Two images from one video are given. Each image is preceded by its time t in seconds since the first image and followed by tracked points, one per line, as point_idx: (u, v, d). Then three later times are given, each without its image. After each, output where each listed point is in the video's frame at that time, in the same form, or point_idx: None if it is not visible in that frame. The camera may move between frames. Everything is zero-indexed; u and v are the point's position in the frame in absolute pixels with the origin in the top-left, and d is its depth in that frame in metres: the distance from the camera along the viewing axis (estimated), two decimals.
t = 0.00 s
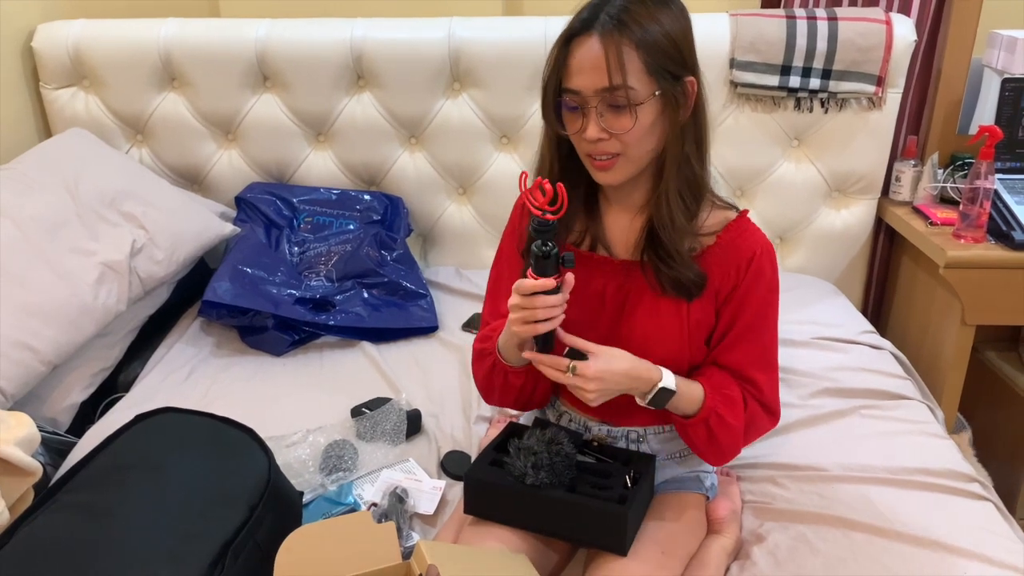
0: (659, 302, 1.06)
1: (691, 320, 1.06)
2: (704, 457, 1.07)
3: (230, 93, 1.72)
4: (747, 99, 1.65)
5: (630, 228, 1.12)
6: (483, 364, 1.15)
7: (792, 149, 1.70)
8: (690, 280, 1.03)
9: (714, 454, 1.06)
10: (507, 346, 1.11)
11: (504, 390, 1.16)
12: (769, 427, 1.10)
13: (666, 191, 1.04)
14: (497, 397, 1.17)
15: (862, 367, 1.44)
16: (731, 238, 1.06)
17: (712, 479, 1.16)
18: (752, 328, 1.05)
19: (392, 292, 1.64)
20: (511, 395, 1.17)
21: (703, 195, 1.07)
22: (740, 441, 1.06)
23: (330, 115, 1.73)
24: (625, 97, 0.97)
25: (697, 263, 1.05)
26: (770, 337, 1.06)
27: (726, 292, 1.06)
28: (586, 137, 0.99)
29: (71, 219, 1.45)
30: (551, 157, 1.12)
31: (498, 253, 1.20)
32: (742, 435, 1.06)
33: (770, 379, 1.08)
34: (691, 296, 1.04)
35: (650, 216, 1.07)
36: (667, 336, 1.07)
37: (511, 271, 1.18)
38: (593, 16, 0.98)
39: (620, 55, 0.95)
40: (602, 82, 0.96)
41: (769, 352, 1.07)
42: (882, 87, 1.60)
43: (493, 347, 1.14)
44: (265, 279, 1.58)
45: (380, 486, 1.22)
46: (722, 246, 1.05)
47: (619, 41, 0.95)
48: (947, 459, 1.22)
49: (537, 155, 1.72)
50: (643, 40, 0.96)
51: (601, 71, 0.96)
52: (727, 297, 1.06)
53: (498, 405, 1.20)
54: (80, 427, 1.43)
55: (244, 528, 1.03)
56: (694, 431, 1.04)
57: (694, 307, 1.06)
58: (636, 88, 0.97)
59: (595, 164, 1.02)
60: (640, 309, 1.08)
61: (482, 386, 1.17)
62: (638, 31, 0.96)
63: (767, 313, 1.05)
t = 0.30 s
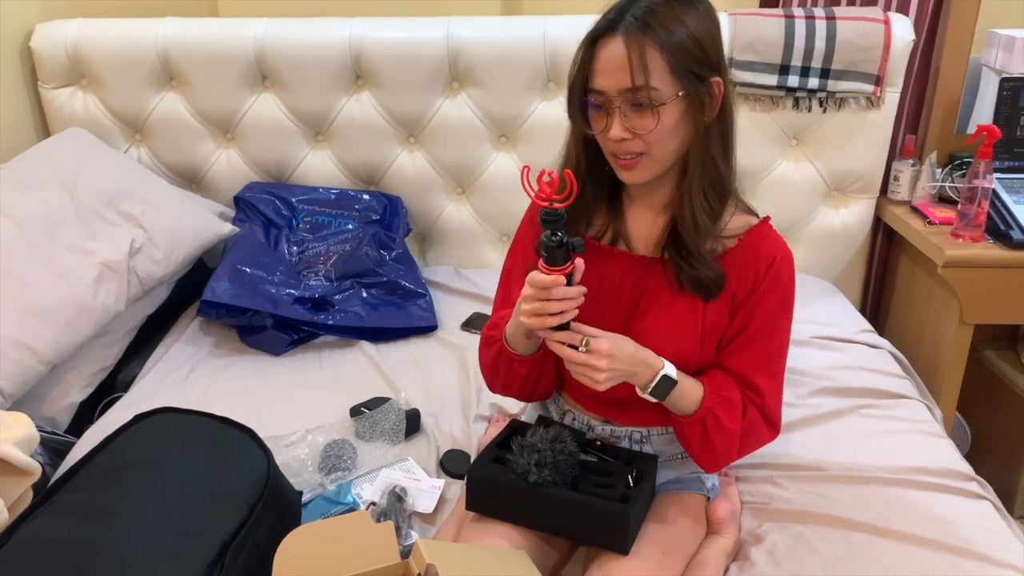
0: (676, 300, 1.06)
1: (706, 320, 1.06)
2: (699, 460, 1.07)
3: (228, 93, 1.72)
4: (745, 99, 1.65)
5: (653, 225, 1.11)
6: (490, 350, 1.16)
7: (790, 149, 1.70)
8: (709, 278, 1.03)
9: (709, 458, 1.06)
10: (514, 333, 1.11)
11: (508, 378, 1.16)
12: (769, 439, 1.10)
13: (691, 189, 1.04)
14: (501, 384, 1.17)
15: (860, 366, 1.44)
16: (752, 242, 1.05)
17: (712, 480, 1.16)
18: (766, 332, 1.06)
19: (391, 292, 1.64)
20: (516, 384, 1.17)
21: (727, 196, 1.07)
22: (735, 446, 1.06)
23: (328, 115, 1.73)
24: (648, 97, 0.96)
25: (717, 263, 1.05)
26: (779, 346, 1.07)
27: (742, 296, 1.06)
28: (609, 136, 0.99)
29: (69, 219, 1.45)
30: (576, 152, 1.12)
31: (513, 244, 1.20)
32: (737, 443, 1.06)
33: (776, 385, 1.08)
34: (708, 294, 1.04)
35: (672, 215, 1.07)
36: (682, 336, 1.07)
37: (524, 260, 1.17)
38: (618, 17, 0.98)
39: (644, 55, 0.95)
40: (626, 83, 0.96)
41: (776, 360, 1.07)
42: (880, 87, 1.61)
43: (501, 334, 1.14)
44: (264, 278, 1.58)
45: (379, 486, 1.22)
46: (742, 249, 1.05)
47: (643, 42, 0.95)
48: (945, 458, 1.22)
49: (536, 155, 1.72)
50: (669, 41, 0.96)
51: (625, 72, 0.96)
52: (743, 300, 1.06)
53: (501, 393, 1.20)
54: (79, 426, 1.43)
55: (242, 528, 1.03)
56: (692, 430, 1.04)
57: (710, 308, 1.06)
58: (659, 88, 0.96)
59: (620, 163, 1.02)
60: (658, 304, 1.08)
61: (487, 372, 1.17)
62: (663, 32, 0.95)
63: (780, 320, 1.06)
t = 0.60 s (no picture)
0: (684, 304, 1.06)
1: (714, 324, 1.06)
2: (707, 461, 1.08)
3: (226, 92, 1.71)
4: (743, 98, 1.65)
5: (661, 228, 1.11)
6: (499, 342, 1.15)
7: (789, 148, 1.70)
8: (720, 282, 1.03)
9: (716, 458, 1.07)
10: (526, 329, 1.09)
11: (516, 371, 1.15)
12: (772, 441, 1.11)
13: (708, 188, 1.03)
14: (507, 379, 1.16)
15: (858, 366, 1.44)
16: (761, 247, 1.06)
17: (712, 480, 1.16)
18: (774, 338, 1.06)
19: (389, 291, 1.64)
20: (521, 379, 1.15)
21: (738, 200, 1.07)
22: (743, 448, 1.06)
23: (326, 114, 1.73)
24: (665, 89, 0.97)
25: (728, 267, 1.05)
26: (786, 351, 1.07)
27: (751, 301, 1.06)
28: (621, 126, 0.99)
29: (67, 218, 1.45)
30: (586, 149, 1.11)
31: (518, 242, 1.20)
32: (744, 443, 1.06)
33: (781, 389, 1.08)
34: (718, 298, 1.04)
35: (685, 216, 1.07)
36: (689, 340, 1.07)
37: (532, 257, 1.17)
38: (640, 9, 0.98)
39: (663, 46, 0.95)
40: (643, 72, 0.97)
41: (784, 365, 1.08)
42: (878, 86, 1.61)
43: (512, 329, 1.13)
44: (262, 278, 1.58)
45: (377, 485, 1.22)
46: (752, 253, 1.05)
47: (662, 34, 0.96)
48: (943, 458, 1.22)
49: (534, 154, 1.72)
50: (688, 35, 0.96)
51: (642, 62, 0.96)
52: (751, 305, 1.06)
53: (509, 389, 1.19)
54: (76, 426, 1.43)
55: (240, 528, 1.02)
56: (699, 431, 1.04)
57: (718, 313, 1.05)
58: (676, 81, 0.97)
59: (632, 160, 1.02)
60: (666, 308, 1.07)
61: (494, 365, 1.16)
62: (684, 26, 0.96)
63: (788, 326, 1.06)
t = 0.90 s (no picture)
0: (682, 304, 1.06)
1: (712, 324, 1.06)
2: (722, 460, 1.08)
3: (226, 91, 1.71)
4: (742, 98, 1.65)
5: (660, 227, 1.10)
6: (481, 319, 1.15)
7: (788, 147, 1.70)
8: (719, 281, 1.03)
9: (733, 456, 1.07)
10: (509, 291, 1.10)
11: (494, 350, 1.13)
12: (782, 429, 1.10)
13: (708, 184, 1.03)
14: (487, 357, 1.14)
15: (857, 365, 1.44)
16: (758, 247, 1.06)
17: (711, 479, 1.16)
18: (776, 337, 1.06)
19: (388, 291, 1.64)
20: (501, 357, 1.13)
21: (737, 199, 1.07)
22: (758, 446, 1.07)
23: (325, 114, 1.73)
24: (670, 84, 0.96)
25: (728, 267, 1.05)
26: (789, 349, 1.07)
27: (749, 301, 1.06)
28: (624, 121, 0.98)
29: (65, 218, 1.45)
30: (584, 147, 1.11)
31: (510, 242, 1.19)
32: (760, 440, 1.07)
33: (788, 388, 1.08)
34: (717, 297, 1.04)
35: (685, 214, 1.06)
36: (687, 340, 1.07)
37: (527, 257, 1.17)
38: (645, 4, 0.98)
39: (671, 42, 0.95)
40: (649, 67, 0.96)
41: (788, 362, 1.08)
42: (878, 86, 1.61)
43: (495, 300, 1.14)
44: (261, 278, 1.58)
45: (377, 485, 1.22)
46: (750, 253, 1.06)
47: (671, 29, 0.96)
48: (942, 457, 1.22)
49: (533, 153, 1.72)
50: (694, 30, 0.96)
51: (648, 56, 0.96)
52: (750, 305, 1.06)
53: (489, 376, 1.17)
54: (76, 426, 1.43)
55: (240, 527, 1.02)
56: (715, 434, 1.05)
57: (716, 312, 1.06)
58: (682, 76, 0.97)
59: (630, 156, 1.02)
60: (662, 308, 1.07)
61: (474, 341, 1.15)
62: (690, 22, 0.96)
63: (789, 324, 1.06)
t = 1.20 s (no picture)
0: (681, 302, 1.06)
1: (711, 321, 1.06)
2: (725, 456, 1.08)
3: (226, 89, 1.71)
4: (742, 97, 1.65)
5: (657, 225, 1.10)
6: (467, 310, 1.15)
7: (788, 147, 1.70)
8: (719, 277, 1.03)
9: (736, 453, 1.07)
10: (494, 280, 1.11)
11: (481, 344, 1.13)
12: (783, 425, 1.10)
13: (707, 180, 1.03)
14: (474, 351, 1.14)
15: (857, 365, 1.44)
16: (757, 243, 1.06)
17: (711, 477, 1.16)
18: (776, 333, 1.07)
19: (388, 290, 1.64)
20: (486, 349, 1.13)
21: (734, 196, 1.07)
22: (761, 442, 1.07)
23: (325, 113, 1.73)
24: (670, 78, 0.97)
25: (727, 263, 1.05)
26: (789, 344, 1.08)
27: (749, 296, 1.06)
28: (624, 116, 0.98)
29: (65, 216, 1.45)
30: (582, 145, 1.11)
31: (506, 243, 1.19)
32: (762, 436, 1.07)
33: (789, 383, 1.08)
34: (717, 294, 1.04)
35: (683, 212, 1.06)
36: (687, 337, 1.07)
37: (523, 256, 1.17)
38: None
39: (671, 38, 0.96)
40: (649, 62, 0.96)
41: (787, 358, 1.08)
42: (878, 85, 1.61)
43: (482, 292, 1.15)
44: (261, 276, 1.58)
45: (377, 484, 1.22)
46: (749, 250, 1.06)
47: (670, 25, 0.96)
48: (942, 456, 1.22)
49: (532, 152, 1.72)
50: (693, 26, 0.96)
51: (648, 51, 0.96)
52: (750, 301, 1.06)
53: (476, 370, 1.17)
54: (76, 424, 1.43)
55: (240, 525, 1.02)
56: (718, 430, 1.05)
57: (715, 309, 1.06)
58: (681, 71, 0.97)
59: (629, 152, 1.01)
60: (661, 306, 1.07)
61: (460, 334, 1.15)
62: (689, 17, 0.96)
63: (789, 319, 1.07)
